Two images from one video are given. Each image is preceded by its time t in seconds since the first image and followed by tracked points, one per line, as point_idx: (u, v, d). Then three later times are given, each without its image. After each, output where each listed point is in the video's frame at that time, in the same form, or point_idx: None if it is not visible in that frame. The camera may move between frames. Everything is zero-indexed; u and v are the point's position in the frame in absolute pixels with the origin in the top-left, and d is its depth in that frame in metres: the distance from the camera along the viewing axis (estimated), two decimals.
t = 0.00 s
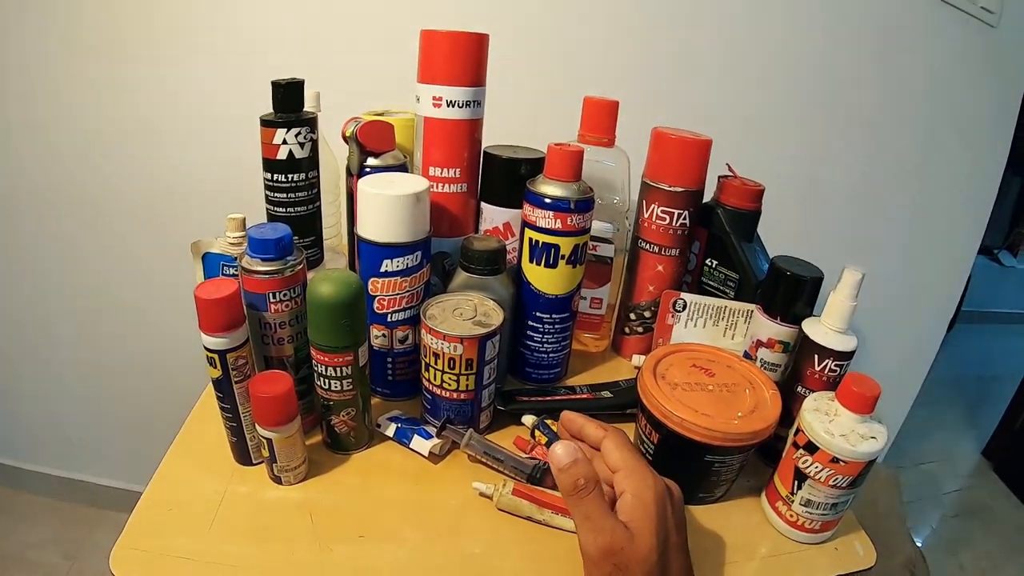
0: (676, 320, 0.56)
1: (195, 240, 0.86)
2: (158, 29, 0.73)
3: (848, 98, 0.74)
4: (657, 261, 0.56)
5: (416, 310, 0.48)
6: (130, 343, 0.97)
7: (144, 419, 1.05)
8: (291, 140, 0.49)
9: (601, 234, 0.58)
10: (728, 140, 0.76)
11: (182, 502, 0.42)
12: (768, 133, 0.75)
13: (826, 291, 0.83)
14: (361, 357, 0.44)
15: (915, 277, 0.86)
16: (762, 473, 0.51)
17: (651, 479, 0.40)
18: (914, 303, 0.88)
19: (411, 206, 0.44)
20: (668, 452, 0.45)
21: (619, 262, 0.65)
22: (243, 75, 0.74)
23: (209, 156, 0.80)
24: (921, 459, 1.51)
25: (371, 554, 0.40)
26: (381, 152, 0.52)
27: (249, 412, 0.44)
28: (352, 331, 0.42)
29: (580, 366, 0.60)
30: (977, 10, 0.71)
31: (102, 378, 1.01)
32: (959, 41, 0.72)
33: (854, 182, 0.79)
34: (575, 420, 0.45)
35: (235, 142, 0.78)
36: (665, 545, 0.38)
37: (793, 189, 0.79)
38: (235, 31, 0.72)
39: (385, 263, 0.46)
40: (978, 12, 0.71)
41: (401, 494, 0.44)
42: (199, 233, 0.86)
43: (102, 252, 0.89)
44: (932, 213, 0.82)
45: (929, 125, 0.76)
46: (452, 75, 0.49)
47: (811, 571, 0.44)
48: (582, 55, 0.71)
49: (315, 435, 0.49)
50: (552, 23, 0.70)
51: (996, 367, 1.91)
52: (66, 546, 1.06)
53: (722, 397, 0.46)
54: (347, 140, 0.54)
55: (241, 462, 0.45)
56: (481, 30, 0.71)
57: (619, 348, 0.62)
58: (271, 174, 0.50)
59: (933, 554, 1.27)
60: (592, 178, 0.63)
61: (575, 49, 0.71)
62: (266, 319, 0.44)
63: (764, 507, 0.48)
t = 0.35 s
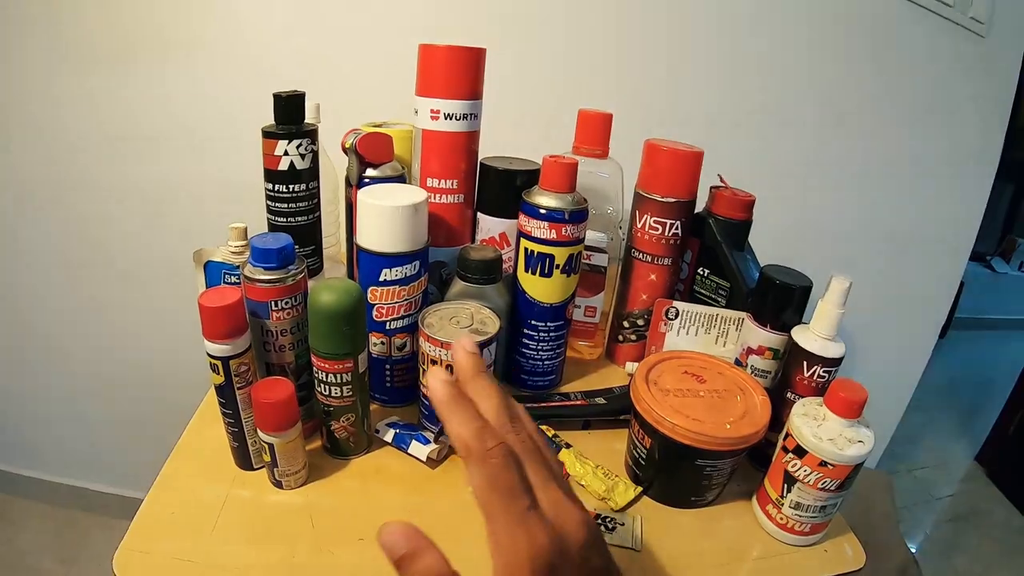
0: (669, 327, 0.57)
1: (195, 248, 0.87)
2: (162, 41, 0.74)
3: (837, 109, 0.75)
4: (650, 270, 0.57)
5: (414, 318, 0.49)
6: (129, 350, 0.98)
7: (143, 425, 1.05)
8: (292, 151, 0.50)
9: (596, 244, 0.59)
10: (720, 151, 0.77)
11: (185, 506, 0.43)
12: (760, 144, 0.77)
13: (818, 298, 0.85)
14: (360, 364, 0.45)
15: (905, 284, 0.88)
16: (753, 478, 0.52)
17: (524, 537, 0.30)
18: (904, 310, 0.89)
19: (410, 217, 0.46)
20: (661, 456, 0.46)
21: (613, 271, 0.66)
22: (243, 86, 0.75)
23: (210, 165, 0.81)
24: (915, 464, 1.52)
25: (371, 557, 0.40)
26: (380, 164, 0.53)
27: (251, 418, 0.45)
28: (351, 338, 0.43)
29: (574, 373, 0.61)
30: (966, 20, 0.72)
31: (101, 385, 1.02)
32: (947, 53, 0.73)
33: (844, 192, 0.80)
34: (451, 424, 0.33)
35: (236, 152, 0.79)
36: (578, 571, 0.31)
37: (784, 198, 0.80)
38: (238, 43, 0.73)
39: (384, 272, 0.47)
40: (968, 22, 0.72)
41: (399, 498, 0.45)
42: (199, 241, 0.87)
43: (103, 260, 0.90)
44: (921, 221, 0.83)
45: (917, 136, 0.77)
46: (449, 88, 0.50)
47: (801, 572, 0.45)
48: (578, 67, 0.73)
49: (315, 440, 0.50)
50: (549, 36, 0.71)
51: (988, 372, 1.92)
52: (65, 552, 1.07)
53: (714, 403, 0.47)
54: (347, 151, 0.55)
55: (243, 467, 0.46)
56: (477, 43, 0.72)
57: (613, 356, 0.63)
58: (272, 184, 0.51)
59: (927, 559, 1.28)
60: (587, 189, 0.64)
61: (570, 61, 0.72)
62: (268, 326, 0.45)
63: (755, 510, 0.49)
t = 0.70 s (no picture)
0: (668, 331, 0.56)
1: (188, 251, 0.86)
2: (156, 44, 0.73)
3: (835, 111, 0.75)
4: (649, 273, 0.56)
5: (409, 323, 0.49)
6: (122, 354, 0.97)
7: (136, 430, 1.04)
8: (286, 153, 0.49)
9: (593, 247, 0.58)
10: (718, 153, 0.77)
11: (176, 514, 0.42)
12: (758, 146, 0.76)
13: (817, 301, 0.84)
14: (355, 370, 0.44)
15: (904, 286, 0.87)
16: (754, 484, 0.52)
17: None
18: (904, 312, 0.89)
19: (405, 220, 0.45)
20: (661, 463, 0.45)
21: (611, 275, 0.65)
22: (237, 88, 0.75)
23: (203, 168, 0.80)
24: (914, 467, 1.52)
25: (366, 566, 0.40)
26: (375, 166, 0.53)
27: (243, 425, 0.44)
28: (345, 344, 0.42)
29: (572, 378, 0.60)
30: (963, 22, 0.72)
31: (94, 390, 1.01)
32: (945, 55, 0.73)
33: (843, 194, 0.80)
34: (269, 482, 0.29)
35: (231, 155, 0.79)
36: None
37: (783, 201, 0.80)
38: (231, 46, 0.73)
39: (379, 276, 0.46)
40: (965, 24, 0.72)
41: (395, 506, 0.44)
42: (192, 245, 0.86)
43: (95, 264, 0.89)
44: (920, 223, 0.83)
45: (916, 137, 0.77)
46: (445, 90, 0.50)
47: None
48: (575, 70, 0.72)
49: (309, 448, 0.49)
50: (546, 38, 0.71)
51: (986, 374, 1.92)
52: (58, 559, 1.05)
53: (714, 408, 0.46)
54: (341, 154, 0.54)
55: (235, 475, 0.45)
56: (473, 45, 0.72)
57: (611, 360, 0.62)
58: (265, 187, 0.50)
59: (927, 563, 1.27)
60: (584, 191, 0.63)
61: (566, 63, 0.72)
62: (261, 331, 0.44)
63: (757, 517, 0.48)
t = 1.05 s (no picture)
0: (670, 329, 0.55)
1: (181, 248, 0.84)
2: (146, 37, 0.72)
3: (839, 104, 0.73)
4: (650, 269, 0.55)
5: (404, 321, 0.47)
6: (116, 354, 0.96)
7: (130, 430, 1.03)
8: (277, 147, 0.48)
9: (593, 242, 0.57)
10: (720, 146, 0.75)
11: (163, 518, 0.41)
12: (760, 139, 0.75)
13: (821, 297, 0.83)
14: (347, 369, 0.43)
15: (909, 282, 0.86)
16: (758, 484, 0.50)
17: (621, 505, 0.36)
18: (909, 309, 0.87)
19: (399, 214, 0.44)
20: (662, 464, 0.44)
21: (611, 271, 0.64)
22: (229, 83, 0.73)
23: (196, 165, 0.79)
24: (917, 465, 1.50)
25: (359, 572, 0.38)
26: (368, 160, 0.51)
27: (233, 425, 0.43)
28: (337, 342, 0.41)
29: (572, 376, 0.59)
30: (966, 15, 0.70)
31: (87, 390, 1.00)
32: (952, 45, 0.72)
33: (846, 188, 0.78)
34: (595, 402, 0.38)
35: (223, 151, 0.77)
36: (652, 538, 0.37)
37: (785, 195, 0.78)
38: (222, 38, 0.71)
39: (372, 273, 0.45)
40: (968, 18, 0.70)
41: (389, 508, 0.43)
42: (185, 242, 0.84)
43: (87, 262, 0.88)
44: (926, 218, 0.81)
45: (921, 131, 0.76)
46: (439, 81, 0.48)
47: None
48: (573, 62, 0.71)
49: (301, 449, 0.47)
50: (543, 30, 0.69)
51: (989, 372, 1.91)
52: (52, 560, 1.04)
53: (718, 408, 0.45)
54: (334, 148, 0.53)
55: (225, 477, 0.44)
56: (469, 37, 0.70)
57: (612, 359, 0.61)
58: (256, 182, 0.49)
59: (931, 561, 1.26)
60: (583, 186, 0.62)
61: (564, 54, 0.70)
62: (250, 330, 0.43)
63: (762, 519, 0.47)
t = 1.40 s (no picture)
0: (666, 321, 0.55)
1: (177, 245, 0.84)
2: (140, 33, 0.72)
3: (835, 95, 0.73)
4: (645, 261, 0.55)
5: (398, 314, 0.47)
6: (113, 352, 0.96)
7: (129, 428, 1.03)
8: (269, 142, 0.48)
9: (587, 235, 0.57)
10: (716, 138, 0.75)
11: (159, 513, 0.41)
12: (756, 131, 0.75)
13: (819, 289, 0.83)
14: (341, 362, 0.43)
15: (908, 274, 0.85)
16: (755, 476, 0.50)
17: (623, 495, 0.37)
18: (907, 300, 0.87)
19: (391, 208, 0.43)
20: (658, 456, 0.44)
21: (607, 263, 0.64)
22: (222, 79, 0.73)
23: (191, 162, 0.79)
24: (917, 458, 1.50)
25: (354, 567, 0.38)
26: (362, 154, 0.51)
27: (227, 420, 0.42)
28: (331, 336, 0.41)
29: (568, 369, 0.59)
30: (964, 5, 0.70)
31: (86, 388, 1.00)
32: (949, 36, 0.71)
33: (843, 180, 0.78)
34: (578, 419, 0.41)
35: (218, 147, 0.77)
36: (657, 528, 0.38)
37: (782, 187, 0.78)
38: (215, 35, 0.71)
39: (366, 266, 0.44)
40: (966, 8, 0.70)
41: (383, 501, 0.43)
42: (181, 239, 0.84)
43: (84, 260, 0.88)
44: (924, 209, 0.81)
45: (918, 121, 0.75)
46: (432, 74, 0.48)
47: None
48: (568, 55, 0.70)
49: (296, 444, 0.47)
50: (538, 23, 0.69)
51: (989, 364, 1.91)
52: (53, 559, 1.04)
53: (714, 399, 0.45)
54: (327, 142, 0.53)
55: (221, 472, 0.44)
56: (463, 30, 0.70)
57: (608, 351, 0.61)
58: (249, 177, 0.49)
59: (932, 554, 1.26)
60: (578, 179, 0.62)
61: (558, 47, 0.70)
62: (244, 324, 0.43)
63: (759, 511, 0.47)
